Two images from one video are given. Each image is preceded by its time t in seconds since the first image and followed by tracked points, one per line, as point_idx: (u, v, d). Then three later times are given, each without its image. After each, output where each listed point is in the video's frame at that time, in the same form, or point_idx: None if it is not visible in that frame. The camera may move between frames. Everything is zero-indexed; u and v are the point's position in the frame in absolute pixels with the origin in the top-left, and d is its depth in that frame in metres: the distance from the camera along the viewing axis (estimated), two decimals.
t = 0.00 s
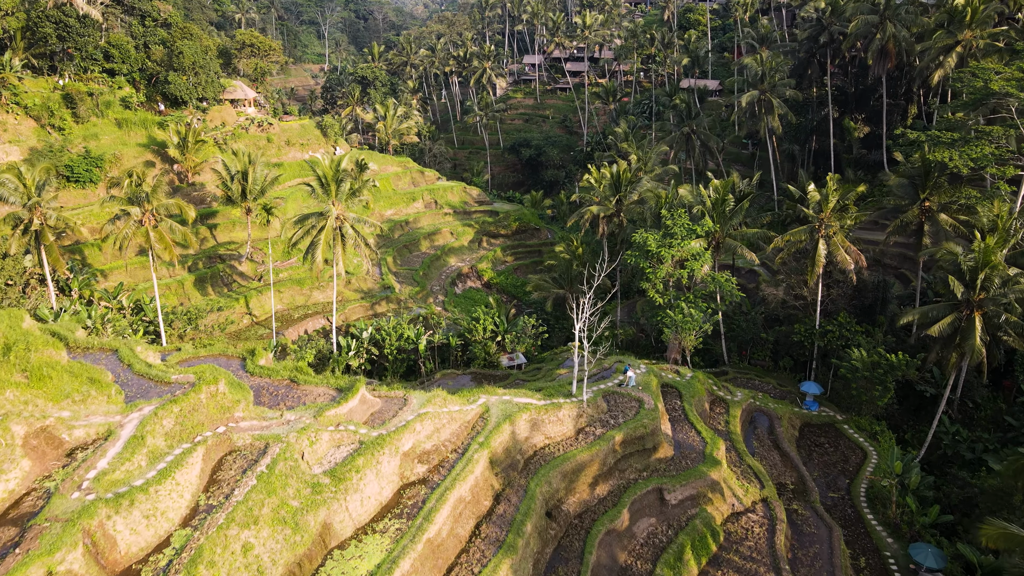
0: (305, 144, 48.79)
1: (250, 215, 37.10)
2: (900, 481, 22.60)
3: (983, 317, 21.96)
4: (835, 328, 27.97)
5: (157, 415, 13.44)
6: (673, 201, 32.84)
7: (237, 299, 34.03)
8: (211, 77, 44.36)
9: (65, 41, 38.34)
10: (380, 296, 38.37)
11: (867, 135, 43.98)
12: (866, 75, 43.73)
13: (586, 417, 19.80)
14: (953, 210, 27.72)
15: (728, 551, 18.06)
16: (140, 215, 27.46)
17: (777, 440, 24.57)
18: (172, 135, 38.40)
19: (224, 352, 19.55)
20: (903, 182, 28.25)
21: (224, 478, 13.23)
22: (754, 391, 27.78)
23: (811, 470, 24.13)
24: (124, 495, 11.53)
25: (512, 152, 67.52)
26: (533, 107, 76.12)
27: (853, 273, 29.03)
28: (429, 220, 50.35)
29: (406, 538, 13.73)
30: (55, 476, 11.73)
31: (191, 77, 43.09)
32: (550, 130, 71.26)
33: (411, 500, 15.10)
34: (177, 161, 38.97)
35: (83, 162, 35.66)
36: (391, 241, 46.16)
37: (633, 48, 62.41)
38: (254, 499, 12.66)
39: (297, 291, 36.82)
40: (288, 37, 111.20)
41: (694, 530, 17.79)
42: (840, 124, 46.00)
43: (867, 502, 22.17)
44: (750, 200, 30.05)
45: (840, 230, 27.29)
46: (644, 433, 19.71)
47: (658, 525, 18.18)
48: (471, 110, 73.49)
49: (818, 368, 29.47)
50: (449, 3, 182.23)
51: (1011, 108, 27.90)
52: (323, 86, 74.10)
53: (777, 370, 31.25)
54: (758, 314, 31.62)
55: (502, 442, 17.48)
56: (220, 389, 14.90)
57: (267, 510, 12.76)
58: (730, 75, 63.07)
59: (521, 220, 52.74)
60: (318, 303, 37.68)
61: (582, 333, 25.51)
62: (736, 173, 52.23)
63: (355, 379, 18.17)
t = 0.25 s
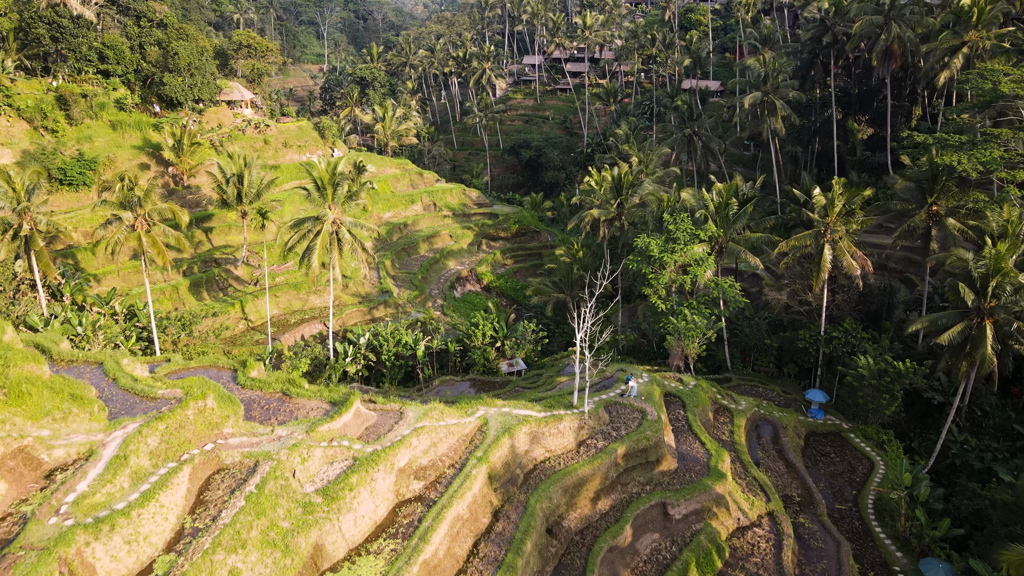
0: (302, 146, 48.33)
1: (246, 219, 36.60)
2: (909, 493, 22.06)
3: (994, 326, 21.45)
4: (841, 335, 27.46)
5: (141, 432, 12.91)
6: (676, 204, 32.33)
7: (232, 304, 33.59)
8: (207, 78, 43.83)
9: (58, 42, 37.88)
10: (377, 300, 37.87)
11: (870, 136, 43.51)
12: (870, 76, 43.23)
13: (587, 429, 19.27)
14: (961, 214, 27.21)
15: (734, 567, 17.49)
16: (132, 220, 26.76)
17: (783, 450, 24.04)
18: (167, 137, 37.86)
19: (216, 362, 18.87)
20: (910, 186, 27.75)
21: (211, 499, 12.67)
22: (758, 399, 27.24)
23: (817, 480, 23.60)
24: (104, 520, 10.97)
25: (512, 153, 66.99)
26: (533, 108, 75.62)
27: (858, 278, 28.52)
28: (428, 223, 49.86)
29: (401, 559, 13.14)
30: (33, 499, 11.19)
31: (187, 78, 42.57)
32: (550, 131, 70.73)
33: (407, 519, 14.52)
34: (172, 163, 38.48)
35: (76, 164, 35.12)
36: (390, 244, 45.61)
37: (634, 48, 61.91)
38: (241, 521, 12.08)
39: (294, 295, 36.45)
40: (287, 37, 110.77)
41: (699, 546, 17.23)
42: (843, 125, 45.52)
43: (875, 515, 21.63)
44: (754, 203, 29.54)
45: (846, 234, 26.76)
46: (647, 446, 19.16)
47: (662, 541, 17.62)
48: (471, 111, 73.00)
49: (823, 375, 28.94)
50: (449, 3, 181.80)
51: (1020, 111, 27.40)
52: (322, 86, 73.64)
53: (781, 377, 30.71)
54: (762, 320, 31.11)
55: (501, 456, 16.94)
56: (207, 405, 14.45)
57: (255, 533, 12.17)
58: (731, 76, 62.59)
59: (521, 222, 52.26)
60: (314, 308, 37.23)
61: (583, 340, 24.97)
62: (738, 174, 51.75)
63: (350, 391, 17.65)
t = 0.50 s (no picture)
0: (300, 148, 47.85)
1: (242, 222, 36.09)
2: (918, 505, 21.52)
3: (1006, 334, 20.91)
4: (847, 342, 26.94)
5: (124, 452, 12.35)
6: (678, 208, 31.81)
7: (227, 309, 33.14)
8: (203, 79, 43.30)
9: (51, 43, 37.36)
10: (375, 304, 37.36)
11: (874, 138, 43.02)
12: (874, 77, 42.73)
13: (589, 441, 18.71)
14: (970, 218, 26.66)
15: None
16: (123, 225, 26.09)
17: (789, 461, 23.49)
18: (162, 140, 37.33)
19: (206, 374, 18.16)
20: (918, 190, 27.21)
21: (197, 522, 12.08)
22: (763, 407, 26.71)
23: (824, 492, 23.05)
24: (82, 547, 10.35)
25: (512, 154, 66.46)
26: (533, 109, 75.11)
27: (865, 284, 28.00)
28: (426, 225, 49.33)
29: None
30: (7, 525, 10.58)
31: (182, 80, 42.02)
32: (550, 132, 70.19)
33: (403, 539, 13.92)
34: (167, 166, 37.97)
35: (69, 167, 34.56)
36: (388, 247, 45.06)
37: (635, 49, 61.40)
38: (228, 545, 11.47)
39: (291, 299, 35.99)
40: (286, 37, 110.28)
41: (704, 564, 16.68)
42: (847, 127, 45.02)
43: (884, 528, 21.08)
44: (758, 207, 29.02)
45: (853, 239, 26.23)
46: (650, 459, 18.60)
47: (666, 558, 17.08)
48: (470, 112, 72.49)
49: (829, 382, 28.41)
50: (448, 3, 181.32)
51: None
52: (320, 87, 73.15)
53: (786, 384, 30.18)
54: (766, 326, 30.58)
55: (500, 471, 16.39)
56: (194, 421, 13.91)
57: (243, 557, 11.55)
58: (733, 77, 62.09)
59: (520, 225, 51.75)
60: (311, 312, 36.77)
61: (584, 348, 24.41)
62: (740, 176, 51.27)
63: (344, 404, 17.13)
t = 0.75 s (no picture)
0: (297, 149, 47.36)
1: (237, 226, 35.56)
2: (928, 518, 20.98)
3: (1018, 343, 20.38)
4: (852, 349, 26.42)
5: (106, 473, 11.82)
6: (680, 212, 31.30)
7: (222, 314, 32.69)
8: (199, 80, 42.79)
9: (44, 44, 36.84)
10: (373, 309, 36.87)
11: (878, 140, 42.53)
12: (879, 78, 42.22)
13: (590, 455, 18.16)
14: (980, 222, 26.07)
15: None
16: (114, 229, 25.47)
17: (794, 472, 22.95)
18: (157, 142, 36.81)
19: (196, 386, 17.38)
20: (926, 193, 26.63)
21: (182, 546, 11.51)
22: (767, 416, 26.18)
23: (831, 504, 22.50)
24: None
25: (512, 156, 65.93)
26: (532, 110, 74.63)
27: (871, 289, 27.44)
28: (425, 228, 48.80)
29: None
30: None
31: (178, 81, 41.48)
32: (550, 133, 69.69)
33: (398, 561, 13.33)
34: (162, 169, 37.47)
35: (62, 170, 34.04)
36: (387, 250, 44.52)
37: (636, 49, 60.88)
38: (214, 572, 10.88)
39: (287, 304, 35.52)
40: (285, 37, 109.95)
41: None
42: (851, 128, 44.51)
43: (893, 542, 20.53)
44: (762, 211, 28.49)
45: (859, 244, 25.69)
46: (654, 473, 18.05)
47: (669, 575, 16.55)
48: (470, 113, 71.98)
49: (834, 390, 27.88)
50: (448, 3, 180.90)
51: None
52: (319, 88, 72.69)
53: (790, 391, 29.66)
54: (770, 331, 30.07)
55: (499, 488, 15.86)
56: (180, 440, 13.40)
57: None
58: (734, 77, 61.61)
59: (520, 227, 51.24)
60: (308, 317, 36.31)
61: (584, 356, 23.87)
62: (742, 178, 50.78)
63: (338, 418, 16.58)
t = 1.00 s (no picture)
0: (294, 151, 46.88)
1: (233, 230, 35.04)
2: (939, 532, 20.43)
3: None
4: (859, 356, 25.90)
5: (85, 497, 11.25)
6: (683, 216, 30.76)
7: (217, 319, 32.19)
8: (195, 81, 42.24)
9: (36, 45, 36.19)
10: (371, 314, 36.32)
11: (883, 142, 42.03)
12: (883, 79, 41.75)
13: (592, 469, 17.60)
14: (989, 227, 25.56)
15: None
16: (105, 234, 24.89)
17: (801, 484, 22.39)
18: (151, 144, 36.28)
19: (186, 401, 16.60)
20: (934, 198, 26.12)
21: (165, 574, 10.93)
22: (772, 425, 25.63)
23: (839, 517, 21.93)
24: None
25: (511, 157, 65.43)
26: (532, 111, 74.10)
27: (878, 295, 26.91)
28: (424, 231, 48.29)
29: None
30: None
31: (173, 82, 40.92)
32: (550, 134, 69.19)
33: None
34: (156, 171, 36.94)
35: (54, 172, 33.50)
36: (385, 253, 43.99)
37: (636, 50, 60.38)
38: None
39: (283, 309, 35.03)
40: (284, 38, 109.49)
41: None
42: (854, 130, 44.02)
43: (903, 556, 19.96)
44: (766, 216, 27.97)
45: (866, 250, 25.16)
46: (657, 488, 17.49)
47: None
48: (469, 114, 71.49)
49: (840, 397, 27.33)
50: (448, 4, 180.48)
51: None
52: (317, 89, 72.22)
53: (795, 398, 29.11)
54: (774, 338, 29.54)
55: (498, 505, 15.30)
56: (165, 459, 12.83)
57: None
58: (736, 78, 61.10)
59: (520, 230, 50.73)
60: (305, 322, 35.79)
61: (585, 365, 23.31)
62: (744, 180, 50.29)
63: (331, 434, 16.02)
